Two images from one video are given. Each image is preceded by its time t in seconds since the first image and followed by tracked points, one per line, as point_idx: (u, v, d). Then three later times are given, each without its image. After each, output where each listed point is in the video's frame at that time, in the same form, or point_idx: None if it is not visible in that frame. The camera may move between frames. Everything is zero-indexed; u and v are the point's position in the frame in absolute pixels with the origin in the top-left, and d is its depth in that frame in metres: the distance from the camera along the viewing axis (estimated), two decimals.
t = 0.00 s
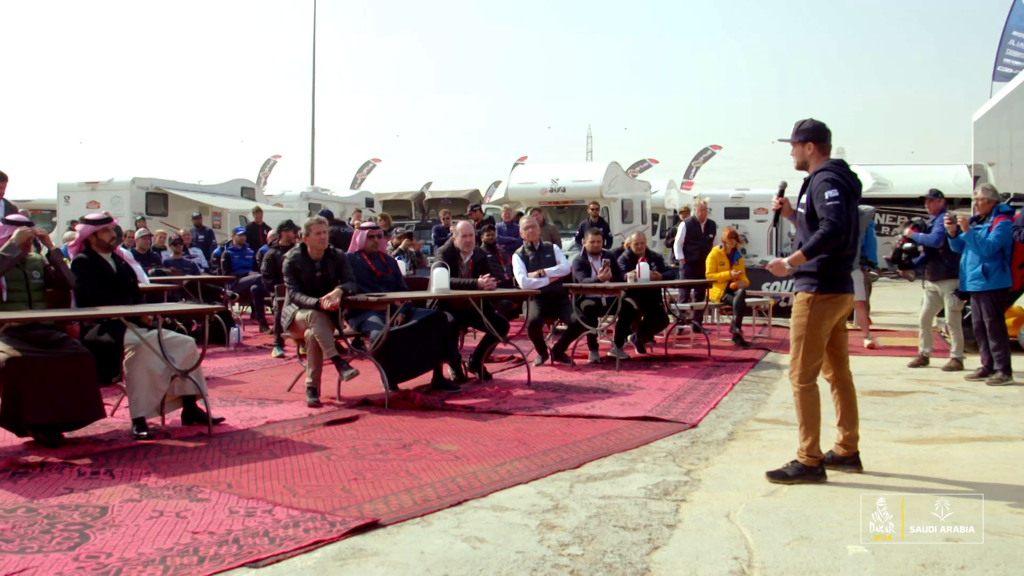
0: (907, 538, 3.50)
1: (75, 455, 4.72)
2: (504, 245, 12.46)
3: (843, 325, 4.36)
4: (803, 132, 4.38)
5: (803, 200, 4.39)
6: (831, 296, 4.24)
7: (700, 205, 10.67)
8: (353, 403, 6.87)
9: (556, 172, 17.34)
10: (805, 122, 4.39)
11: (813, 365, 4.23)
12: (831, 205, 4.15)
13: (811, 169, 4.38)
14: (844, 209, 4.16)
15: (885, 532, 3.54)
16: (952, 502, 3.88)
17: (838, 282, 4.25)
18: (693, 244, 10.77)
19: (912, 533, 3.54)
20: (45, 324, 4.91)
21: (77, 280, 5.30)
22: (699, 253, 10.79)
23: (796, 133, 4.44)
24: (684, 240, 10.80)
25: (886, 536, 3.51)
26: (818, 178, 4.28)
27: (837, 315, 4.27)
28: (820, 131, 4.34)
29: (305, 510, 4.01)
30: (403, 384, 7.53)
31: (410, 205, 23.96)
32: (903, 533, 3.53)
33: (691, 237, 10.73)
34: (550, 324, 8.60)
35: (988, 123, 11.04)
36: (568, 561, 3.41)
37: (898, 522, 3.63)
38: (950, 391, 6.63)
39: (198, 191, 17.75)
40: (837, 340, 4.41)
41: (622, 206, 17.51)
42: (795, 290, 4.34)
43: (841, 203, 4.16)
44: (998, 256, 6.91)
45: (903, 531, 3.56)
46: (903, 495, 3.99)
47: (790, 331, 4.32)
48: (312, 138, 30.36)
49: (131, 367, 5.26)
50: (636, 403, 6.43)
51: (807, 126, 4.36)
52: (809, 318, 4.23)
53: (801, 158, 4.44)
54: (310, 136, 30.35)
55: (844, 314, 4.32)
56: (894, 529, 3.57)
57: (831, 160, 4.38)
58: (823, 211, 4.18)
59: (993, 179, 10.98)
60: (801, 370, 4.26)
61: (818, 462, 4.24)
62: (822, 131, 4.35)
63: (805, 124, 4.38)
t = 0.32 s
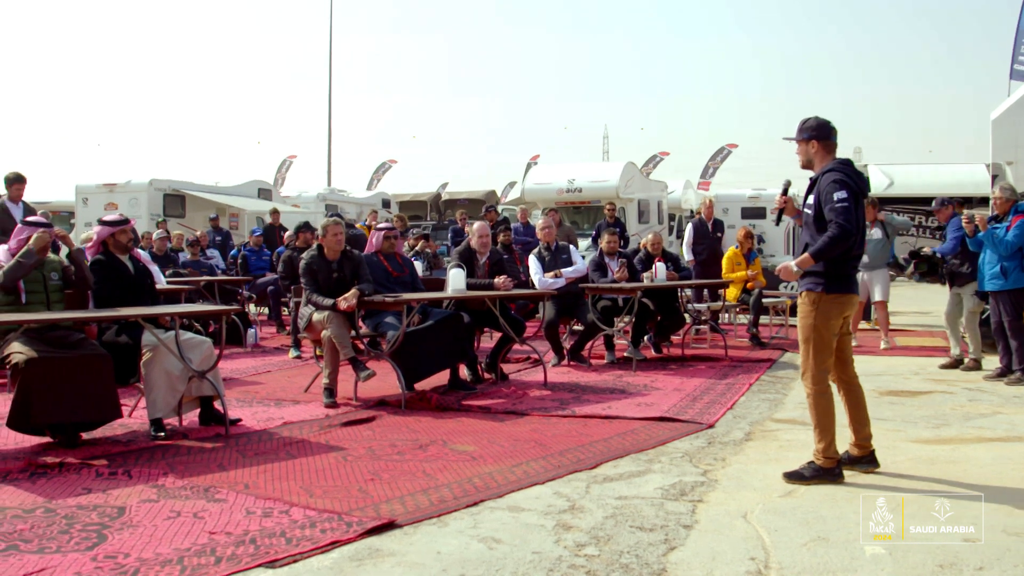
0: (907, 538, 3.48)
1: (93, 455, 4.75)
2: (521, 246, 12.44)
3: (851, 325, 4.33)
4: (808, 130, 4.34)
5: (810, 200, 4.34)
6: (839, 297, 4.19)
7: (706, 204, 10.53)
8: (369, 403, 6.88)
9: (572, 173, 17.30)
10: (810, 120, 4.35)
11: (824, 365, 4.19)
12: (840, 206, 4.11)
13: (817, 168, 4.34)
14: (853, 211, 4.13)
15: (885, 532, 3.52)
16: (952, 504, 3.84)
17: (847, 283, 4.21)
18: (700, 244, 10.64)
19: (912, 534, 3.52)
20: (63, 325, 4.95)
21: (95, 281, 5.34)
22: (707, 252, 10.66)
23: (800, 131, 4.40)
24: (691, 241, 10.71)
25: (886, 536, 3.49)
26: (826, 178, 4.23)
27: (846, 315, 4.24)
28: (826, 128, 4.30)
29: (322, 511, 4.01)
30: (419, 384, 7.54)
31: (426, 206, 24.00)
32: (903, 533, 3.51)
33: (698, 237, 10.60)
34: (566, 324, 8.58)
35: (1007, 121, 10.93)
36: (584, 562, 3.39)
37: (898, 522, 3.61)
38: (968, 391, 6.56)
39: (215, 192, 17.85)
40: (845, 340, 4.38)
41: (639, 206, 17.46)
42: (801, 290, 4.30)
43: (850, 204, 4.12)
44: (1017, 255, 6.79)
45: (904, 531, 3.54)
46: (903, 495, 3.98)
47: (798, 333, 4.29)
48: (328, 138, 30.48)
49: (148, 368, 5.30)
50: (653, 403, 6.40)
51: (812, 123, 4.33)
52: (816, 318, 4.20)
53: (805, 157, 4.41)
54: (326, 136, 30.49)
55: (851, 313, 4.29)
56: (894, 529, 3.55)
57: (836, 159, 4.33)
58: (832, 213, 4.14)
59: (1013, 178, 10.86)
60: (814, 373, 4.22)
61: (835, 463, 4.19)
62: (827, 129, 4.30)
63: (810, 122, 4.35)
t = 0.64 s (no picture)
0: (907, 538, 3.51)
1: (109, 454, 4.78)
2: (537, 248, 12.43)
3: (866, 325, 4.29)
4: (813, 132, 4.33)
5: (817, 203, 4.31)
6: (851, 299, 4.16)
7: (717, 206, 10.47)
8: (384, 404, 6.90)
9: (588, 174, 17.30)
10: (815, 123, 4.33)
11: (843, 370, 4.15)
12: (843, 208, 4.07)
13: (823, 170, 4.31)
14: (858, 212, 4.07)
15: (885, 532, 3.55)
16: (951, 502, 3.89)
17: (857, 284, 4.16)
18: (711, 246, 10.58)
19: (912, 534, 3.54)
20: (80, 324, 4.99)
21: (112, 281, 5.38)
22: (718, 254, 10.59)
23: (806, 133, 4.38)
24: (702, 244, 10.64)
25: (886, 536, 3.52)
26: (830, 180, 4.20)
27: (861, 316, 4.20)
28: (831, 130, 4.28)
29: (337, 511, 4.02)
30: (433, 385, 7.55)
31: (442, 208, 24.02)
32: (903, 533, 3.54)
33: (708, 239, 10.56)
34: (582, 327, 8.56)
35: None
36: (598, 564, 3.38)
37: (898, 522, 3.64)
38: (986, 396, 6.49)
39: (233, 193, 17.94)
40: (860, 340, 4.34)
41: (656, 209, 17.41)
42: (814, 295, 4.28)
43: (855, 206, 4.07)
44: None
45: (903, 531, 3.56)
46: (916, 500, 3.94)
47: (814, 339, 4.25)
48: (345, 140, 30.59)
49: (165, 367, 5.33)
50: (668, 406, 6.36)
51: (817, 126, 4.31)
52: (833, 323, 4.16)
53: (813, 160, 4.38)
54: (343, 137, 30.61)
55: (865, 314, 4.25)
56: (894, 529, 3.58)
57: (844, 160, 4.29)
58: (836, 215, 4.10)
59: None
60: (834, 377, 4.17)
61: (850, 468, 4.14)
62: (832, 131, 4.28)
63: (815, 124, 4.33)
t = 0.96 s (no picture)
0: (906, 538, 3.53)
1: (125, 453, 4.81)
2: (553, 250, 12.42)
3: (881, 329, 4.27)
4: (824, 137, 4.29)
5: (830, 208, 4.27)
6: (866, 303, 4.12)
7: (732, 209, 10.41)
8: (400, 405, 6.91)
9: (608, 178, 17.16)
10: (826, 127, 4.30)
11: (860, 375, 4.11)
12: (858, 212, 4.04)
13: (836, 174, 4.28)
14: (873, 216, 4.04)
15: (885, 532, 3.58)
16: (950, 503, 3.93)
17: (870, 289, 4.13)
18: (727, 249, 10.53)
19: (911, 533, 3.57)
20: (97, 324, 5.02)
21: (129, 281, 5.42)
22: (734, 257, 10.54)
23: (817, 137, 4.35)
24: (718, 247, 10.59)
25: (886, 536, 3.55)
26: (844, 185, 4.17)
27: (877, 319, 4.17)
28: (843, 133, 4.24)
29: (352, 511, 4.03)
30: (450, 387, 7.55)
31: (458, 210, 24.05)
32: (902, 533, 3.56)
33: (724, 242, 10.50)
34: (598, 329, 8.53)
35: None
36: (613, 566, 3.36)
37: (898, 522, 3.67)
38: (1004, 401, 6.41)
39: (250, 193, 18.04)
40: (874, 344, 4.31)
41: (672, 211, 17.36)
42: (827, 299, 4.24)
43: (870, 210, 4.04)
44: None
45: (903, 531, 3.59)
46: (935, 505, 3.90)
47: (830, 343, 4.21)
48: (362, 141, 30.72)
49: (181, 367, 5.36)
50: (683, 409, 6.33)
51: (828, 129, 4.28)
52: (848, 326, 4.13)
53: (825, 164, 4.35)
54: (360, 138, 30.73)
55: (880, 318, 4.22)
56: (894, 529, 3.61)
57: (856, 164, 4.25)
58: (851, 219, 4.06)
59: None
60: (851, 381, 4.12)
61: (866, 472, 4.11)
62: (844, 134, 4.25)
63: (826, 128, 4.30)
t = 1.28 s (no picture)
0: (907, 538, 3.53)
1: (142, 454, 4.83)
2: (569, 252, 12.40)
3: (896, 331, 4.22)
4: (838, 138, 4.26)
5: (844, 210, 4.23)
6: (881, 304, 4.09)
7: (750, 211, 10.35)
8: (416, 406, 6.91)
9: (621, 178, 17.23)
10: (840, 128, 4.26)
11: (874, 378, 4.07)
12: (872, 213, 4.00)
13: (851, 176, 4.24)
14: (888, 216, 4.00)
15: (885, 532, 3.58)
16: (950, 503, 3.93)
17: (885, 289, 4.09)
18: (745, 251, 10.46)
19: (911, 533, 3.57)
20: (115, 325, 5.06)
21: (146, 282, 5.45)
22: (753, 258, 10.46)
23: (832, 140, 4.31)
24: (736, 248, 10.52)
25: (886, 536, 3.55)
26: (858, 186, 4.13)
27: (892, 321, 4.13)
28: (858, 135, 4.20)
29: (367, 512, 4.03)
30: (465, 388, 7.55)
31: (474, 211, 24.07)
32: (902, 533, 3.57)
33: (743, 243, 10.44)
34: (613, 330, 8.50)
35: None
36: (628, 568, 3.34)
37: (898, 522, 3.67)
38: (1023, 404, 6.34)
39: (267, 195, 18.12)
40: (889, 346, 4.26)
41: (689, 213, 17.30)
42: (842, 301, 4.20)
43: (884, 210, 4.01)
44: None
45: (903, 531, 3.59)
46: (952, 509, 3.86)
47: (844, 346, 4.17)
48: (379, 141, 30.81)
49: (198, 368, 5.39)
50: (699, 411, 6.30)
51: (842, 131, 4.24)
52: (862, 328, 4.09)
53: (840, 166, 4.31)
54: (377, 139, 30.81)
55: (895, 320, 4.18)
56: (894, 529, 3.61)
57: (871, 166, 4.22)
58: (865, 220, 4.03)
59: None
60: (866, 384, 4.08)
61: (883, 475, 4.07)
62: (859, 136, 4.21)
63: (840, 130, 4.26)
